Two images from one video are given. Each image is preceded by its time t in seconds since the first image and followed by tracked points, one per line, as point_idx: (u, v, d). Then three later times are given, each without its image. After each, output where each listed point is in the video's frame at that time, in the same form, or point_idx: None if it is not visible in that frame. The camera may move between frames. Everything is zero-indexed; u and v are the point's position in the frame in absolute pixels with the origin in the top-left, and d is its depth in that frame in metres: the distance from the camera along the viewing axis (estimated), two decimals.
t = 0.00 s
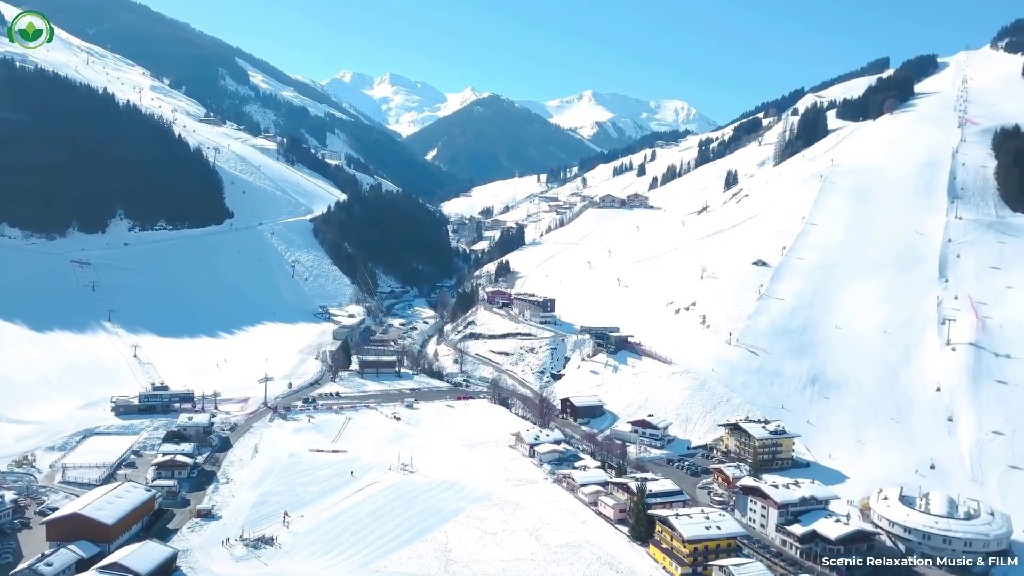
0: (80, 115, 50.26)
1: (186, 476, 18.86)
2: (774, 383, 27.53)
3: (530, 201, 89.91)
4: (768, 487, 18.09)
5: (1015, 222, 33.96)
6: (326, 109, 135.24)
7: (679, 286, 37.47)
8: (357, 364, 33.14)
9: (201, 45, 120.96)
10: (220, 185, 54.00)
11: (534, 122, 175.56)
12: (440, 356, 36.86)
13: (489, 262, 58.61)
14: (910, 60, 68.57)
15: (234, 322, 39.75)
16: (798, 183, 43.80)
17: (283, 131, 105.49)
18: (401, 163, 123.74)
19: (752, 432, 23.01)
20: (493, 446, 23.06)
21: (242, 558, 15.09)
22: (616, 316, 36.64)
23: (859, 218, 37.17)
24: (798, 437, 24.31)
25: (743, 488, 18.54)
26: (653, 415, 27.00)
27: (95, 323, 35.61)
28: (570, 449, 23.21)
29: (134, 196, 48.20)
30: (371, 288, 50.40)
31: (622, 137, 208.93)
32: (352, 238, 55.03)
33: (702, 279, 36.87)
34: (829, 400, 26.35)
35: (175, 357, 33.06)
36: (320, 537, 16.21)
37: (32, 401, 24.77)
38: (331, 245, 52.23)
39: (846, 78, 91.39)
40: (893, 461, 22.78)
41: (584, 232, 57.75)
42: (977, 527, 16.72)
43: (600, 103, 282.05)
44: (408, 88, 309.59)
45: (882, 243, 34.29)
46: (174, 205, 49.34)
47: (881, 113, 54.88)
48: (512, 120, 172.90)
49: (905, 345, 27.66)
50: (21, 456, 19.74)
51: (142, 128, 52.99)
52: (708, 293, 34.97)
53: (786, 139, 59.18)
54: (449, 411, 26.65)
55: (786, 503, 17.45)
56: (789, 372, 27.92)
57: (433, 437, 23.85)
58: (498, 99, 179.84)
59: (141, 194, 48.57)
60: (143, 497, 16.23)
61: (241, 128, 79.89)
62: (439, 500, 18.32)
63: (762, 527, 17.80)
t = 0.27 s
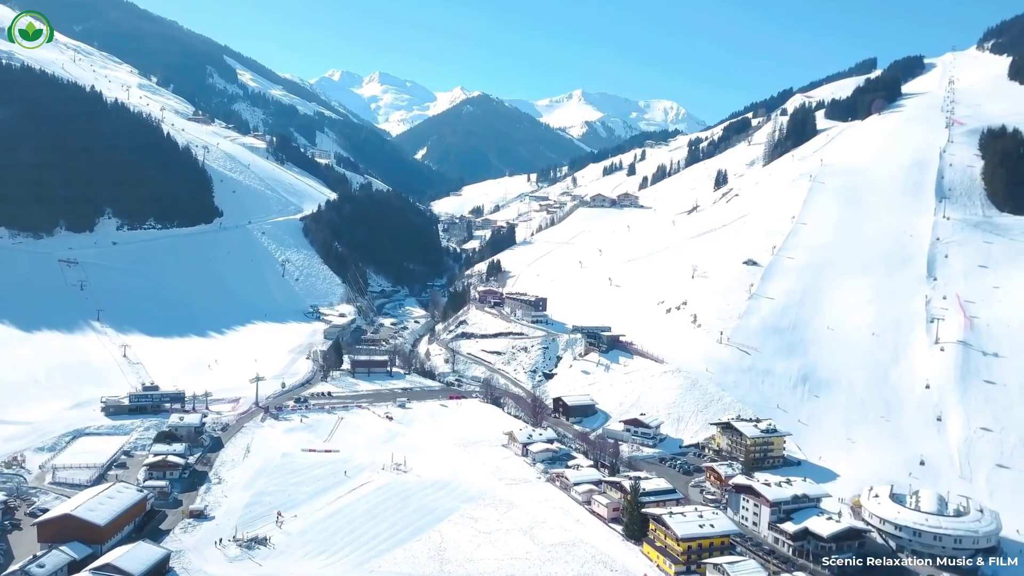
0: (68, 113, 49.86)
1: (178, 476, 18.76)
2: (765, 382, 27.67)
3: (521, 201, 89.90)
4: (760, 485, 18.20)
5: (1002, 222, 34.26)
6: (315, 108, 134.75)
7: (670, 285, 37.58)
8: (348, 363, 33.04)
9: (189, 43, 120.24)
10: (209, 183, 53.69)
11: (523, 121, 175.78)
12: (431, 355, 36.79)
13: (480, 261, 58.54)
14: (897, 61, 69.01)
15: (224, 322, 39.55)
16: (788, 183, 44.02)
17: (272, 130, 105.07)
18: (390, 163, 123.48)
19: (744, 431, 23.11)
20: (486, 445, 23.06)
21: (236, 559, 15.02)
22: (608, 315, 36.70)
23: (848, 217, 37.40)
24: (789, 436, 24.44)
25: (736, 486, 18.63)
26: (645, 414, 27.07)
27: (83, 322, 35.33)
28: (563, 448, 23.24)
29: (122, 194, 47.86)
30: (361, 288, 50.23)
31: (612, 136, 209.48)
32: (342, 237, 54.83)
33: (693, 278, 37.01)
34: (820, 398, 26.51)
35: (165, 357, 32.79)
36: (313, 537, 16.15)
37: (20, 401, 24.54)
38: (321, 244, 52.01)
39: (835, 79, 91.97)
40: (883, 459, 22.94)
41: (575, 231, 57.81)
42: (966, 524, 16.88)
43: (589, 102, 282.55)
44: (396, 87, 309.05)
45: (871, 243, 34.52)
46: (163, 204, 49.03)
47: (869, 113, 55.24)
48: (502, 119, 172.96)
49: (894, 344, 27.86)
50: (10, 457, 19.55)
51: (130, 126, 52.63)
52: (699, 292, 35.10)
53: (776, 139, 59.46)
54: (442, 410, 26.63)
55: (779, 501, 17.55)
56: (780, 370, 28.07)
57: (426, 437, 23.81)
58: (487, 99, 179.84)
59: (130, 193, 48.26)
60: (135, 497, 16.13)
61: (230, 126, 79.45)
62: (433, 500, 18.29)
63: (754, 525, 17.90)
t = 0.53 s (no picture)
0: (53, 111, 49.35)
1: (168, 477, 18.63)
2: (754, 380, 27.82)
3: (510, 199, 89.89)
4: (751, 483, 18.31)
5: (987, 222, 34.59)
6: (302, 106, 134.10)
7: (660, 284, 37.71)
8: (338, 363, 32.93)
9: (175, 40, 119.30)
10: (197, 182, 53.32)
11: (511, 120, 175.89)
12: (422, 355, 36.72)
13: (469, 260, 58.46)
14: (883, 61, 69.50)
15: (213, 321, 39.31)
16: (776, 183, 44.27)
17: (260, 128, 104.44)
18: (378, 161, 123.11)
19: (734, 429, 23.25)
20: (478, 444, 23.05)
21: (228, 560, 14.93)
22: (597, 314, 36.79)
23: (836, 217, 37.67)
24: (779, 434, 24.59)
25: (727, 484, 18.74)
26: (636, 412, 27.16)
27: (71, 322, 35.00)
28: (555, 447, 23.28)
29: (109, 193, 47.46)
30: (350, 287, 50.05)
31: (600, 136, 209.98)
32: (331, 236, 54.58)
33: (682, 277, 37.16)
34: (809, 396, 26.69)
35: (154, 357, 32.52)
36: (306, 537, 16.08)
37: (6, 402, 24.26)
38: (310, 243, 51.75)
39: (821, 80, 92.63)
40: (872, 456, 23.12)
41: (564, 231, 57.87)
42: (955, 521, 17.05)
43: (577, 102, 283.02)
44: (384, 85, 307.97)
45: (859, 242, 34.78)
46: (151, 202, 48.66)
47: (855, 113, 55.67)
48: (490, 118, 172.92)
49: (882, 343, 28.09)
50: None
51: (116, 124, 52.15)
52: (689, 291, 35.25)
53: (763, 139, 59.79)
54: (433, 409, 26.59)
55: (770, 499, 17.66)
56: (769, 369, 28.23)
57: (418, 436, 23.77)
58: (475, 97, 179.66)
59: (117, 191, 47.86)
60: (125, 498, 16.00)
61: (217, 124, 78.92)
62: (426, 499, 18.26)
63: (746, 523, 18.02)
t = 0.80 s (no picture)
0: (38, 108, 48.80)
1: (159, 477, 18.51)
2: (744, 379, 27.98)
3: (498, 198, 89.88)
4: (743, 481, 18.44)
5: (972, 222, 34.97)
6: (289, 104, 133.44)
7: (649, 283, 37.87)
8: (328, 362, 32.82)
9: (160, 37, 118.37)
10: (184, 180, 52.93)
11: (499, 119, 175.96)
12: (412, 354, 36.65)
13: (458, 259, 58.40)
14: (869, 62, 70.09)
15: (202, 321, 39.04)
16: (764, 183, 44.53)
17: (247, 126, 103.78)
18: (366, 160, 122.74)
19: (725, 427, 23.38)
20: (470, 443, 23.05)
21: (221, 560, 14.85)
22: (587, 313, 36.88)
23: (824, 217, 37.93)
24: (769, 432, 24.74)
25: (718, 482, 18.86)
26: (626, 411, 27.26)
27: (57, 322, 34.67)
28: (546, 446, 23.31)
29: (95, 191, 47.04)
30: (339, 287, 49.84)
31: (588, 135, 210.40)
32: (320, 235, 54.34)
33: (672, 277, 37.31)
34: (798, 395, 26.87)
35: (142, 358, 32.25)
36: (299, 537, 16.01)
37: None
38: (298, 242, 51.50)
39: (807, 80, 93.29)
40: (861, 454, 23.32)
41: (553, 230, 57.95)
42: (943, 517, 17.26)
43: (565, 101, 283.49)
44: (372, 84, 306.86)
45: (847, 241, 35.05)
46: (138, 201, 48.27)
47: (842, 114, 56.10)
48: (478, 117, 172.86)
49: (870, 341, 28.36)
50: None
51: (102, 121, 51.62)
52: (678, 290, 35.42)
53: (751, 138, 60.13)
54: (424, 409, 26.56)
55: (761, 496, 17.77)
56: (758, 368, 28.41)
57: (409, 435, 23.73)
58: (463, 96, 179.54)
59: (103, 190, 47.41)
60: (116, 499, 15.88)
61: (204, 123, 78.39)
62: (419, 499, 18.23)
63: (737, 520, 18.14)
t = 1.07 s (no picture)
0: (25, 106, 48.32)
1: (150, 478, 18.39)
2: (734, 377, 28.12)
3: (488, 198, 89.86)
4: (735, 479, 18.54)
5: (959, 221, 35.28)
6: (278, 103, 132.79)
7: (640, 282, 37.98)
8: (320, 362, 32.71)
9: (146, 35, 117.50)
10: (173, 179, 52.58)
11: (488, 119, 175.96)
12: (403, 353, 36.60)
13: (449, 258, 58.34)
14: (856, 63, 70.57)
15: (192, 320, 38.81)
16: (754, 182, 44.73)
17: (235, 125, 103.15)
18: (356, 159, 122.39)
19: (716, 425, 23.49)
20: (463, 442, 23.04)
21: (214, 561, 14.77)
22: (579, 312, 36.95)
23: (813, 216, 38.16)
24: (760, 431, 24.86)
25: (711, 480, 18.95)
26: (618, 410, 27.34)
27: (45, 322, 34.36)
28: (539, 445, 23.34)
29: (83, 190, 46.66)
30: (330, 286, 49.67)
31: (577, 135, 210.79)
32: (310, 234, 54.12)
33: (662, 276, 37.43)
34: (788, 393, 27.03)
35: (132, 358, 31.98)
36: (292, 538, 15.96)
37: None
38: (288, 241, 51.28)
39: (795, 80, 93.87)
40: (852, 451, 23.48)
41: (543, 229, 58.00)
42: (933, 515, 17.43)
43: (554, 100, 283.92)
44: (361, 83, 305.78)
45: (836, 241, 35.28)
46: (126, 200, 47.92)
47: (830, 114, 56.44)
48: (467, 116, 172.76)
49: (860, 340, 28.56)
50: None
51: (90, 120, 51.18)
52: (669, 289, 35.54)
53: (740, 138, 60.41)
54: (417, 408, 26.50)
55: (754, 495, 17.88)
56: (749, 366, 28.54)
57: (401, 435, 23.69)
58: (452, 96, 179.36)
59: (91, 189, 47.03)
60: (108, 500, 15.78)
61: (192, 121, 77.87)
62: (412, 498, 18.20)
63: (730, 518, 18.23)
